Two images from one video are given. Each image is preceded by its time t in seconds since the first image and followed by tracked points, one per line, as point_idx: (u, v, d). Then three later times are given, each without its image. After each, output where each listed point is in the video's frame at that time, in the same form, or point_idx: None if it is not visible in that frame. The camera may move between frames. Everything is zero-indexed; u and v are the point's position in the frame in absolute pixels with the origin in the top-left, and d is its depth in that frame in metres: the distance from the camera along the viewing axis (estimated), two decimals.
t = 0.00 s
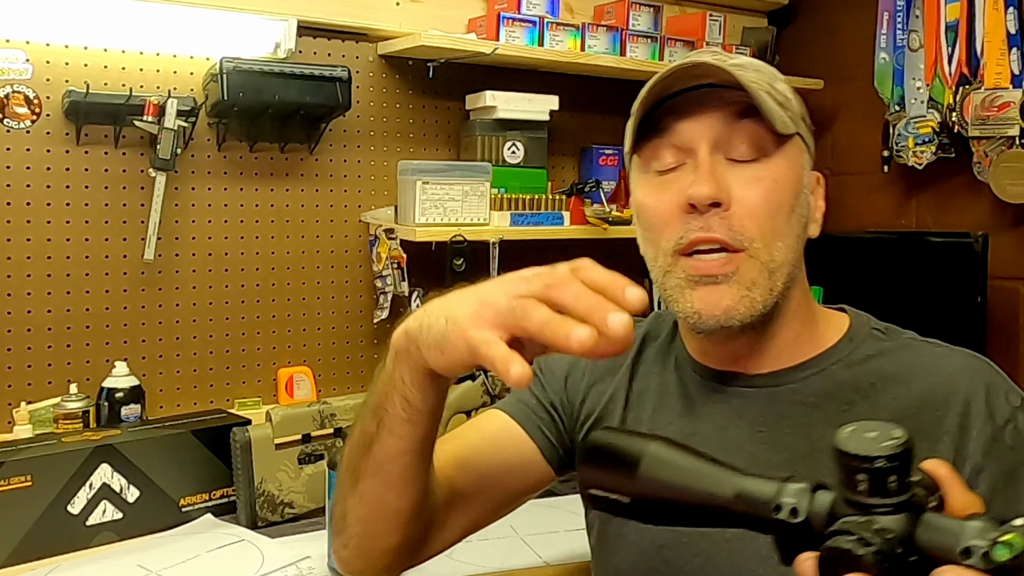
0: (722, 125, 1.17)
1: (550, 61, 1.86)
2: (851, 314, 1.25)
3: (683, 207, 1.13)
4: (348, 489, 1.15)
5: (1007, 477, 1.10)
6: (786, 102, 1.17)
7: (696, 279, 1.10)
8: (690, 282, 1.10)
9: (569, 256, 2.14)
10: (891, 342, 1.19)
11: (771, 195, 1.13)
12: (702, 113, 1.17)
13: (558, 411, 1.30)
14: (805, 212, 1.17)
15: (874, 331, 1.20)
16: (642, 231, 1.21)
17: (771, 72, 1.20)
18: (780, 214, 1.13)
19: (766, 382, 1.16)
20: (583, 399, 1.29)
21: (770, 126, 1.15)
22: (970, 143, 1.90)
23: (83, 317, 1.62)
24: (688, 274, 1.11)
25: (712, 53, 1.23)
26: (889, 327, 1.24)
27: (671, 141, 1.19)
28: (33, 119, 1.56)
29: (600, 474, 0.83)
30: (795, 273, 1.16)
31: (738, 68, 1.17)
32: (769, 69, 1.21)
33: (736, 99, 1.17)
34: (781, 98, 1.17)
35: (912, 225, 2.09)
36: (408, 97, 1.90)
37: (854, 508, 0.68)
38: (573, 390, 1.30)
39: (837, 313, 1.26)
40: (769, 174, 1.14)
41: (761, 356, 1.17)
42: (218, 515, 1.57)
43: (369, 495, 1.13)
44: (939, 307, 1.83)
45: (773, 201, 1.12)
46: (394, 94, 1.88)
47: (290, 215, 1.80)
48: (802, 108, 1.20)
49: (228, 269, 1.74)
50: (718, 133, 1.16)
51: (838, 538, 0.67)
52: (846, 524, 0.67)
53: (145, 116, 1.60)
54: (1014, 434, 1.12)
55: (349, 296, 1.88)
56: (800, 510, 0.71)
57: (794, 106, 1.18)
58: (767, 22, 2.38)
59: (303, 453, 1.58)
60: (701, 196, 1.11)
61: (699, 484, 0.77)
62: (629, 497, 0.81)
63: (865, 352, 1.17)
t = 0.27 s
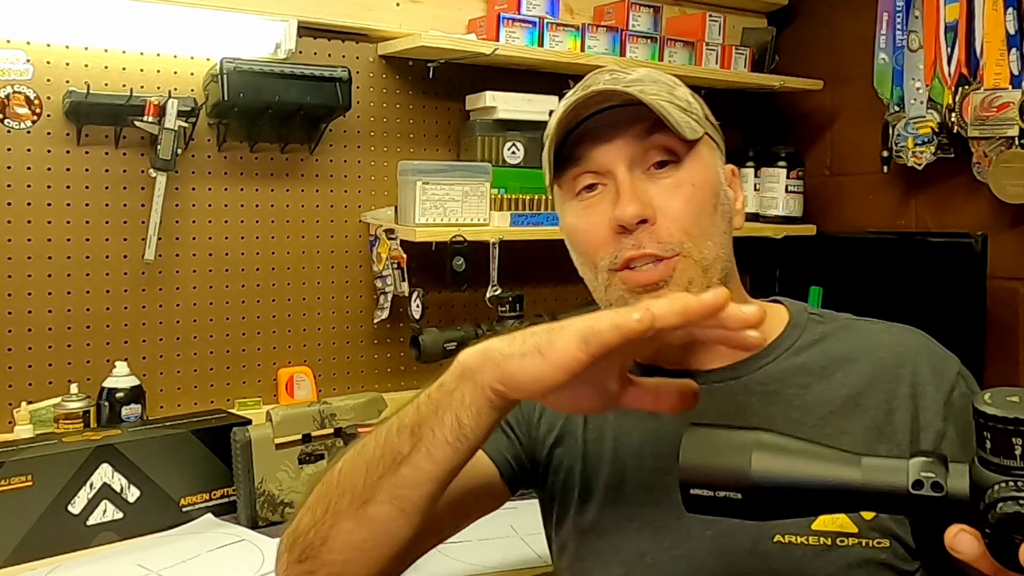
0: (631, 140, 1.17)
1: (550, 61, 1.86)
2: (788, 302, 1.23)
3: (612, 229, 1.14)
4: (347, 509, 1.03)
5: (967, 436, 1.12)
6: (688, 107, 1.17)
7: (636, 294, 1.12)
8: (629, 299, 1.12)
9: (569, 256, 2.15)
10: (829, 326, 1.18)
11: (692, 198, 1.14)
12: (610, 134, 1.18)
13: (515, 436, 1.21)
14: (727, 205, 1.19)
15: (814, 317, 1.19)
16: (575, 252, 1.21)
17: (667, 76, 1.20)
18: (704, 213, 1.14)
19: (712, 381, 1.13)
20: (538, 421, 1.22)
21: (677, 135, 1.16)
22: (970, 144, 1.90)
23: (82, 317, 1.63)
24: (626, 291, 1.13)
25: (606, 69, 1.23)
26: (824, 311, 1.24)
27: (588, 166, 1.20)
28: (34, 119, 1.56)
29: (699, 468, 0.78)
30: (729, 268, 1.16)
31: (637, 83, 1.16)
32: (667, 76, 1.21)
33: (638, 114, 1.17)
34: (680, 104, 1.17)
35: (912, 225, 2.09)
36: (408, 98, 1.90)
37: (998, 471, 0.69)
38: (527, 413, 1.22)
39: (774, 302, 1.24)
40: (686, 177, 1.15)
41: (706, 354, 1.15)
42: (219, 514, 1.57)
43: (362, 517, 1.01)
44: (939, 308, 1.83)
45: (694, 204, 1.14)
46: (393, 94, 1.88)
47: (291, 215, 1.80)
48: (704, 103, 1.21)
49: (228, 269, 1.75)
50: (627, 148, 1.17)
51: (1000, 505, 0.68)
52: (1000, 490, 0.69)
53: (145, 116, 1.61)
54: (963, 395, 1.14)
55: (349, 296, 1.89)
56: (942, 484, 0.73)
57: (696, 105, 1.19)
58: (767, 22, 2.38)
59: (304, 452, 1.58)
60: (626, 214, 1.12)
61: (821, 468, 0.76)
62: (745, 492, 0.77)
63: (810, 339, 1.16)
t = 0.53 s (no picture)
0: (601, 151, 1.18)
1: (550, 62, 1.86)
2: (760, 302, 1.25)
3: (599, 235, 1.13)
4: None
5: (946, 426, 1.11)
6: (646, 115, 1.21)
7: (633, 294, 1.10)
8: (626, 300, 1.10)
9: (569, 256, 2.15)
10: (806, 320, 1.20)
11: (669, 198, 1.15)
12: (578, 145, 1.18)
13: (506, 462, 1.20)
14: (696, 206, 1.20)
15: (789, 314, 1.21)
16: (556, 266, 1.18)
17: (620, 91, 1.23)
18: (682, 211, 1.15)
19: (699, 382, 1.13)
20: (525, 444, 1.20)
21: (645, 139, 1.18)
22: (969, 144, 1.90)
23: (83, 317, 1.63)
24: (619, 296, 1.10)
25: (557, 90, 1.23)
26: (799, 307, 1.25)
27: (560, 180, 1.18)
28: (34, 120, 1.56)
29: (668, 506, 0.80)
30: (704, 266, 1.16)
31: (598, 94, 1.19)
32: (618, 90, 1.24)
33: (603, 126, 1.19)
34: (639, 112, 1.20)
35: (911, 225, 2.09)
36: (408, 98, 1.90)
37: (957, 516, 0.70)
38: (512, 437, 1.21)
39: (746, 302, 1.25)
40: (658, 178, 1.17)
41: (690, 356, 1.14)
42: (219, 514, 1.58)
43: None
44: (938, 308, 1.83)
45: (672, 203, 1.15)
46: (394, 94, 1.88)
47: (291, 215, 1.80)
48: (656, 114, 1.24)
49: (229, 269, 1.75)
50: (597, 158, 1.18)
51: (958, 551, 0.68)
52: (960, 535, 0.68)
53: (146, 116, 1.61)
54: (939, 385, 1.13)
55: (349, 296, 1.89)
56: (904, 525, 0.72)
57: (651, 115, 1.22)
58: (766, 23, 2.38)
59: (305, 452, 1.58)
60: (616, 216, 1.11)
61: (786, 505, 0.76)
62: (716, 530, 0.78)
63: (789, 335, 1.16)
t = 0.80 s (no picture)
0: (581, 159, 1.13)
1: (550, 62, 1.86)
2: (758, 305, 1.22)
3: (569, 249, 1.10)
4: None
5: (942, 432, 1.08)
6: (635, 119, 1.14)
7: (599, 312, 1.07)
8: (594, 317, 1.07)
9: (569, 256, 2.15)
10: (804, 324, 1.17)
11: (648, 209, 1.10)
12: (560, 153, 1.14)
13: (501, 473, 1.18)
14: (686, 214, 1.14)
15: (786, 318, 1.18)
16: (538, 276, 1.16)
17: (611, 90, 1.16)
18: (661, 224, 1.10)
19: (689, 387, 1.10)
20: (520, 453, 1.19)
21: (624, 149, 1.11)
22: (969, 144, 1.90)
23: (83, 318, 1.63)
24: (587, 313, 1.08)
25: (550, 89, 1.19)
26: (797, 310, 1.22)
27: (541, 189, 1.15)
28: (35, 120, 1.57)
29: (644, 525, 0.69)
30: (692, 274, 1.11)
31: (580, 100, 1.13)
32: (610, 89, 1.17)
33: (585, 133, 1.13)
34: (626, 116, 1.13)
35: (911, 226, 2.10)
36: (408, 99, 1.90)
37: (911, 545, 0.60)
38: (508, 447, 1.20)
39: (744, 305, 1.22)
40: (639, 189, 1.11)
41: (676, 361, 1.11)
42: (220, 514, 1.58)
43: None
44: (938, 309, 1.84)
45: (650, 216, 1.09)
46: (393, 95, 1.89)
47: (290, 216, 1.80)
48: (648, 113, 1.17)
49: (229, 270, 1.75)
50: (578, 167, 1.13)
51: None
52: (908, 561, 0.58)
53: (147, 117, 1.61)
54: (936, 390, 1.10)
55: (349, 296, 1.89)
56: (858, 549, 0.62)
57: (641, 116, 1.15)
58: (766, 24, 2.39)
59: (305, 452, 1.57)
60: (582, 234, 1.08)
61: (739, 525, 0.67)
62: (679, 548, 0.69)
63: (787, 338, 1.13)
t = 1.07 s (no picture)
0: (592, 155, 1.14)
1: (550, 62, 1.87)
2: (761, 305, 1.21)
3: (586, 246, 1.09)
4: None
5: (944, 436, 1.05)
6: (639, 115, 1.15)
7: (621, 307, 1.07)
8: (616, 313, 1.07)
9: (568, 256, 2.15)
10: (807, 325, 1.16)
11: (662, 203, 1.11)
12: (572, 149, 1.15)
13: (506, 477, 1.20)
14: (693, 212, 1.16)
15: (790, 317, 1.17)
16: (549, 276, 1.16)
17: (613, 89, 1.18)
18: (673, 219, 1.11)
19: (694, 388, 1.10)
20: (523, 456, 1.20)
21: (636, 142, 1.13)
22: (968, 144, 1.90)
23: (84, 318, 1.63)
24: (610, 308, 1.07)
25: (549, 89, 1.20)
26: (801, 311, 1.21)
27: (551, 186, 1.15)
28: (36, 121, 1.57)
29: (626, 536, 0.75)
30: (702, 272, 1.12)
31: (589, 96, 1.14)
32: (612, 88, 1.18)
33: (595, 129, 1.15)
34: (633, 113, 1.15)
35: (910, 226, 2.10)
36: (408, 99, 1.91)
37: (899, 570, 0.59)
38: (512, 450, 1.21)
39: (748, 305, 1.21)
40: (653, 184, 1.12)
41: (687, 359, 1.10)
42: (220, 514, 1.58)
43: None
44: (937, 309, 1.84)
45: (665, 210, 1.10)
46: (394, 95, 1.89)
47: (291, 216, 1.81)
48: (649, 111, 1.19)
49: (230, 270, 1.75)
50: (590, 162, 1.14)
51: None
52: None
53: (147, 117, 1.61)
54: (940, 394, 1.07)
55: (350, 297, 1.89)
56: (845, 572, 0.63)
57: (644, 114, 1.17)
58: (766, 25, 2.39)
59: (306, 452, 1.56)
60: (600, 228, 1.08)
61: (729, 540, 0.70)
62: (668, 565, 0.73)
63: (790, 339, 1.13)
